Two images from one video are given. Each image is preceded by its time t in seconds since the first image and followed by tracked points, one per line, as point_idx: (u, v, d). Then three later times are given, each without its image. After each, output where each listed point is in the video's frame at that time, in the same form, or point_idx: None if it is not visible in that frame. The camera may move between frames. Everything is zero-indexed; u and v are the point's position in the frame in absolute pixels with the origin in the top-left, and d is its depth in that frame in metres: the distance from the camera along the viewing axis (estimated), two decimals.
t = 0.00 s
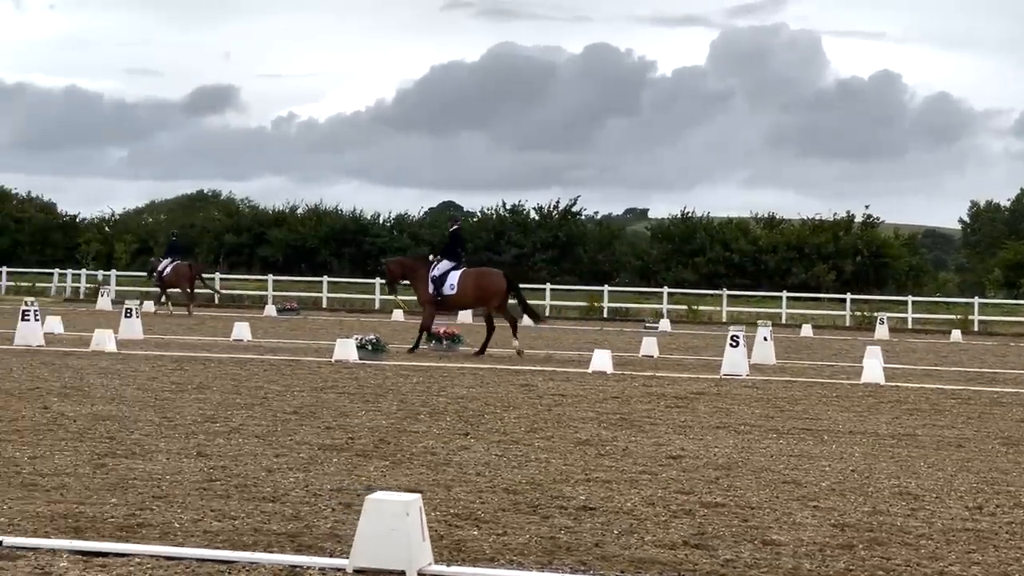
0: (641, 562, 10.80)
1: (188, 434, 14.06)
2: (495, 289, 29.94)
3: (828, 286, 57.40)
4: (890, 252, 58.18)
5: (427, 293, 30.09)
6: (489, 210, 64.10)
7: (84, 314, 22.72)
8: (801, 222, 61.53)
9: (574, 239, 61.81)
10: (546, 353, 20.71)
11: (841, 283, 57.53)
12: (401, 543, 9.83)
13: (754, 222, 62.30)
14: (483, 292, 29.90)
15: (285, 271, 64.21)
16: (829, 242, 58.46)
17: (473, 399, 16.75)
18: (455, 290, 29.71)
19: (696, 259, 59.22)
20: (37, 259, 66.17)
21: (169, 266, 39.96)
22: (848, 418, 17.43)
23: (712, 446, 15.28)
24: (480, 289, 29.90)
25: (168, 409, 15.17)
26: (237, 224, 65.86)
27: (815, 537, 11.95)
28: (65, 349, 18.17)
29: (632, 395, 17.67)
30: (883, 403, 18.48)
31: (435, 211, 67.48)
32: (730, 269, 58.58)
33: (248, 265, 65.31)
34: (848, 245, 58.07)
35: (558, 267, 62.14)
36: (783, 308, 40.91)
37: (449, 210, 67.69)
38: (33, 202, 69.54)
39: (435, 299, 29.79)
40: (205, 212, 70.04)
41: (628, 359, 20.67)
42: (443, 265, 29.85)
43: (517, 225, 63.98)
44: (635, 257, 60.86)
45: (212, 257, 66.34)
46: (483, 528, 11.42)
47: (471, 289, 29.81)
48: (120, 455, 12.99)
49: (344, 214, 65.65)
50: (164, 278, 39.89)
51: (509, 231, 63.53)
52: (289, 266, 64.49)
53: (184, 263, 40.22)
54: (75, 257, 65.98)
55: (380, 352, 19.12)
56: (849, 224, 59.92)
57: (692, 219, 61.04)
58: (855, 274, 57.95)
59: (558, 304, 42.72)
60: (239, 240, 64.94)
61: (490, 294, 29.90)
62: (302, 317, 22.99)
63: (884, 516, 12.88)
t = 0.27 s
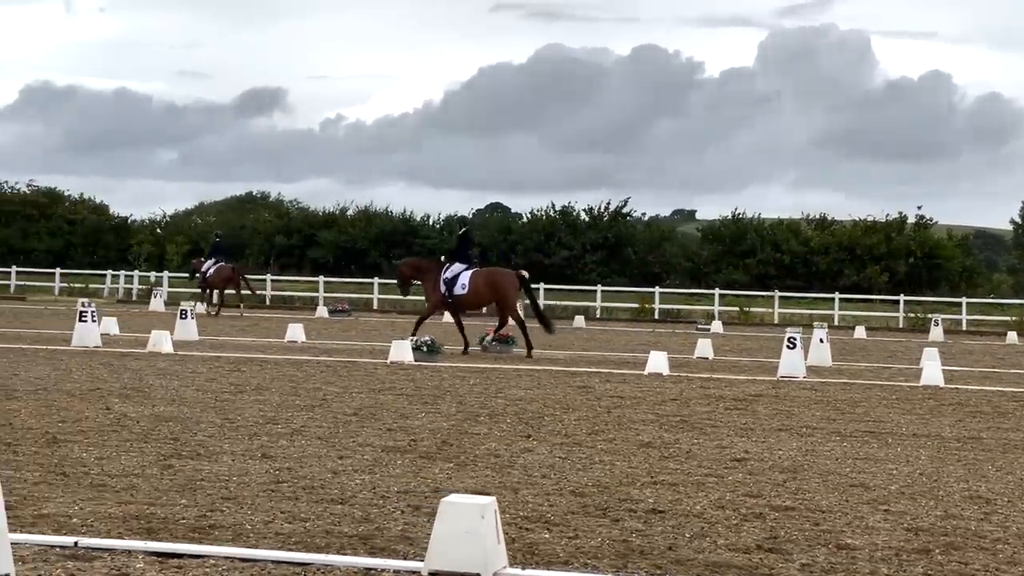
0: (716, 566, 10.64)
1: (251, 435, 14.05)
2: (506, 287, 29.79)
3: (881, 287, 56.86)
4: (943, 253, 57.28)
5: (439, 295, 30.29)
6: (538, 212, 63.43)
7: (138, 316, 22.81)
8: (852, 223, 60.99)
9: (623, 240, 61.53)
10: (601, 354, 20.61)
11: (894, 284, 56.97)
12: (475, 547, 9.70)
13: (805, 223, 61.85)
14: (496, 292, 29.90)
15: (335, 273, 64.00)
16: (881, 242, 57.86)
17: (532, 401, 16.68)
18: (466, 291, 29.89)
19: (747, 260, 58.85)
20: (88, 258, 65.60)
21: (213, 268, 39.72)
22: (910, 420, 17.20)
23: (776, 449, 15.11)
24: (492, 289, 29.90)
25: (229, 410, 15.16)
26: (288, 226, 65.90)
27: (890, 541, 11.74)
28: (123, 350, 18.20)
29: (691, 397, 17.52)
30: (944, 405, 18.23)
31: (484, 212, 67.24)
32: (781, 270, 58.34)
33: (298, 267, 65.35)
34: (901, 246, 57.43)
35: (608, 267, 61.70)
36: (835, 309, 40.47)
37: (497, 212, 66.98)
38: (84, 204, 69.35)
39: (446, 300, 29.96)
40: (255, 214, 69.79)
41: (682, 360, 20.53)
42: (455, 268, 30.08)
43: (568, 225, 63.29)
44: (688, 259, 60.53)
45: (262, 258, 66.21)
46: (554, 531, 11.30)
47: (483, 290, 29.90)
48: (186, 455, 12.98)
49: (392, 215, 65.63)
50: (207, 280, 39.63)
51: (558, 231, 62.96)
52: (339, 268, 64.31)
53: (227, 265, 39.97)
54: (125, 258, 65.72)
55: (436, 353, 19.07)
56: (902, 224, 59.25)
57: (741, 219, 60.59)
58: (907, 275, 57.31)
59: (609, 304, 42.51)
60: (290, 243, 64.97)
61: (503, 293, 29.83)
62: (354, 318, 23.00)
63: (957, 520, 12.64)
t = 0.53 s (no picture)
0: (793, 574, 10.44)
1: (312, 438, 13.99)
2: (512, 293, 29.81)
3: (932, 288, 56.18)
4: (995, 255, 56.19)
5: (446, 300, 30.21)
6: (586, 213, 62.90)
7: (187, 317, 22.83)
8: (903, 224, 60.33)
9: (670, 241, 61.07)
10: (654, 356, 20.45)
11: (945, 286, 56.27)
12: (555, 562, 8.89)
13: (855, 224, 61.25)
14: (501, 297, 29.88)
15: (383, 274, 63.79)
16: (932, 244, 57.14)
17: (589, 405, 16.56)
18: (474, 296, 29.82)
19: (796, 262, 58.34)
20: (139, 262, 65.22)
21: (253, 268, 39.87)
22: (973, 425, 16.94)
23: (839, 454, 14.90)
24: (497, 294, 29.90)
25: (288, 413, 15.11)
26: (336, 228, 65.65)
27: (966, 549, 11.50)
28: (177, 352, 18.18)
29: (748, 401, 17.32)
30: (1006, 409, 17.95)
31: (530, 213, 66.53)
32: (831, 271, 57.90)
33: (346, 270, 64.99)
34: (952, 247, 56.66)
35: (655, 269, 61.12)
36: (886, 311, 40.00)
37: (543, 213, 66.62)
38: (134, 206, 69.07)
39: (453, 304, 29.78)
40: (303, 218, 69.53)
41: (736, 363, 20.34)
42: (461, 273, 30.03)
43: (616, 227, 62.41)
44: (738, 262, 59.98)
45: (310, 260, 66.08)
46: (625, 538, 11.16)
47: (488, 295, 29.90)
48: (250, 459, 12.92)
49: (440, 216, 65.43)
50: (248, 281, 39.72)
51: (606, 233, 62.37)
52: (387, 270, 64.07)
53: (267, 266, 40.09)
54: (174, 261, 65.51)
55: (490, 356, 18.97)
56: (953, 226, 58.47)
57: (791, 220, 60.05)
58: (959, 278, 56.53)
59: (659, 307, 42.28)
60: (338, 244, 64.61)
61: (509, 299, 29.87)
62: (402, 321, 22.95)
63: None
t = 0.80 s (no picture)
0: None
1: (371, 440, 13.96)
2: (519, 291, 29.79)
3: (982, 290, 55.40)
4: None
5: (453, 297, 30.14)
6: (632, 214, 62.26)
7: (235, 320, 22.88)
8: (953, 227, 59.59)
9: (717, 244, 60.49)
10: (705, 359, 20.33)
11: (995, 288, 55.51)
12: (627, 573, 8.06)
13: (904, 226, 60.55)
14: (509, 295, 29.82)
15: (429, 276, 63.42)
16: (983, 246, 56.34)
17: (644, 407, 16.47)
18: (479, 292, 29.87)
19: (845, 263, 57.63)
20: (186, 265, 65.01)
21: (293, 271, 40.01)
22: None
23: (901, 457, 14.73)
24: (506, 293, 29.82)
25: (345, 415, 15.10)
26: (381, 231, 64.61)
27: None
28: (229, 354, 18.18)
29: (804, 404, 17.15)
30: None
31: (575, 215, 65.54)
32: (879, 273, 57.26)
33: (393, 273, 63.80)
34: (1002, 249, 55.79)
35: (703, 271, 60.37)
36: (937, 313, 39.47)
37: (588, 216, 66.20)
38: (181, 209, 68.86)
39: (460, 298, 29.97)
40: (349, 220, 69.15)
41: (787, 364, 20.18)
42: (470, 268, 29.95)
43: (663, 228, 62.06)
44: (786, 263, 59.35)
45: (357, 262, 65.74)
46: (692, 541, 11.03)
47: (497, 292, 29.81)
48: (311, 461, 12.91)
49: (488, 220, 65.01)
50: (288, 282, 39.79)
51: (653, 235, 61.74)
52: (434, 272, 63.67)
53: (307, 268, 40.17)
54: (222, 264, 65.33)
55: (541, 358, 18.91)
56: (1004, 228, 57.60)
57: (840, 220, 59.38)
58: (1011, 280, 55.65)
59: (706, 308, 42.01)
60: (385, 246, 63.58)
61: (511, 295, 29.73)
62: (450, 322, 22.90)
63: None
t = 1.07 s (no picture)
0: None
1: (430, 441, 13.90)
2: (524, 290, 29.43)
3: None
4: None
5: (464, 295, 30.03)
6: (676, 215, 61.42)
7: (281, 321, 22.94)
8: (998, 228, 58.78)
9: (762, 244, 59.52)
10: (755, 359, 20.20)
11: None
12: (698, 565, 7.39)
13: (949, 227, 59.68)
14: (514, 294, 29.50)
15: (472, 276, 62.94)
16: None
17: (699, 407, 16.34)
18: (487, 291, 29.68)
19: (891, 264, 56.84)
20: (230, 266, 65.01)
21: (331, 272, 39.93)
22: None
23: (963, 459, 14.52)
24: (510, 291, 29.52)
25: (401, 416, 15.05)
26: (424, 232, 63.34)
27: None
28: (280, 354, 18.17)
29: (860, 404, 16.98)
30: None
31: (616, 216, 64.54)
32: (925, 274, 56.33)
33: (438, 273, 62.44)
34: None
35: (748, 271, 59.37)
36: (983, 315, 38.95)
37: (629, 215, 65.45)
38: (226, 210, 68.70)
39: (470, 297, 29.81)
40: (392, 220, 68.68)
41: (838, 365, 20.04)
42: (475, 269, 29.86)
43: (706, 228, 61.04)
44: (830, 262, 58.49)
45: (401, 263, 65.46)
46: (763, 542, 10.85)
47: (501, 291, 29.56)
48: (373, 461, 12.86)
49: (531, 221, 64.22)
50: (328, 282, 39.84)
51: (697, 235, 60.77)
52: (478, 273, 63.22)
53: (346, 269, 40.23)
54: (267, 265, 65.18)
55: (591, 359, 18.88)
56: None
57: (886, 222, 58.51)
58: None
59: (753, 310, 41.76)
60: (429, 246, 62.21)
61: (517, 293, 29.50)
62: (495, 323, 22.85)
63: None
